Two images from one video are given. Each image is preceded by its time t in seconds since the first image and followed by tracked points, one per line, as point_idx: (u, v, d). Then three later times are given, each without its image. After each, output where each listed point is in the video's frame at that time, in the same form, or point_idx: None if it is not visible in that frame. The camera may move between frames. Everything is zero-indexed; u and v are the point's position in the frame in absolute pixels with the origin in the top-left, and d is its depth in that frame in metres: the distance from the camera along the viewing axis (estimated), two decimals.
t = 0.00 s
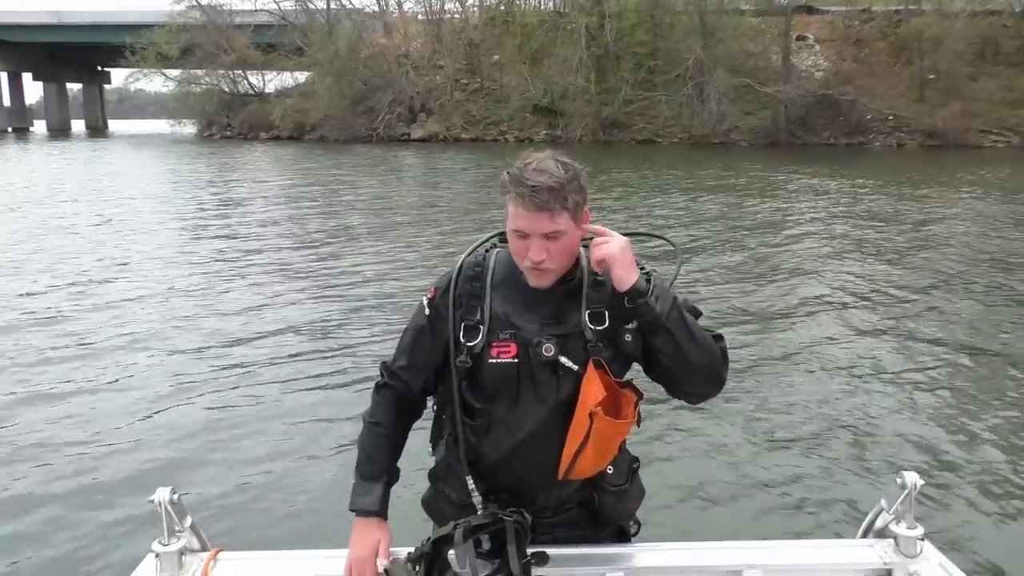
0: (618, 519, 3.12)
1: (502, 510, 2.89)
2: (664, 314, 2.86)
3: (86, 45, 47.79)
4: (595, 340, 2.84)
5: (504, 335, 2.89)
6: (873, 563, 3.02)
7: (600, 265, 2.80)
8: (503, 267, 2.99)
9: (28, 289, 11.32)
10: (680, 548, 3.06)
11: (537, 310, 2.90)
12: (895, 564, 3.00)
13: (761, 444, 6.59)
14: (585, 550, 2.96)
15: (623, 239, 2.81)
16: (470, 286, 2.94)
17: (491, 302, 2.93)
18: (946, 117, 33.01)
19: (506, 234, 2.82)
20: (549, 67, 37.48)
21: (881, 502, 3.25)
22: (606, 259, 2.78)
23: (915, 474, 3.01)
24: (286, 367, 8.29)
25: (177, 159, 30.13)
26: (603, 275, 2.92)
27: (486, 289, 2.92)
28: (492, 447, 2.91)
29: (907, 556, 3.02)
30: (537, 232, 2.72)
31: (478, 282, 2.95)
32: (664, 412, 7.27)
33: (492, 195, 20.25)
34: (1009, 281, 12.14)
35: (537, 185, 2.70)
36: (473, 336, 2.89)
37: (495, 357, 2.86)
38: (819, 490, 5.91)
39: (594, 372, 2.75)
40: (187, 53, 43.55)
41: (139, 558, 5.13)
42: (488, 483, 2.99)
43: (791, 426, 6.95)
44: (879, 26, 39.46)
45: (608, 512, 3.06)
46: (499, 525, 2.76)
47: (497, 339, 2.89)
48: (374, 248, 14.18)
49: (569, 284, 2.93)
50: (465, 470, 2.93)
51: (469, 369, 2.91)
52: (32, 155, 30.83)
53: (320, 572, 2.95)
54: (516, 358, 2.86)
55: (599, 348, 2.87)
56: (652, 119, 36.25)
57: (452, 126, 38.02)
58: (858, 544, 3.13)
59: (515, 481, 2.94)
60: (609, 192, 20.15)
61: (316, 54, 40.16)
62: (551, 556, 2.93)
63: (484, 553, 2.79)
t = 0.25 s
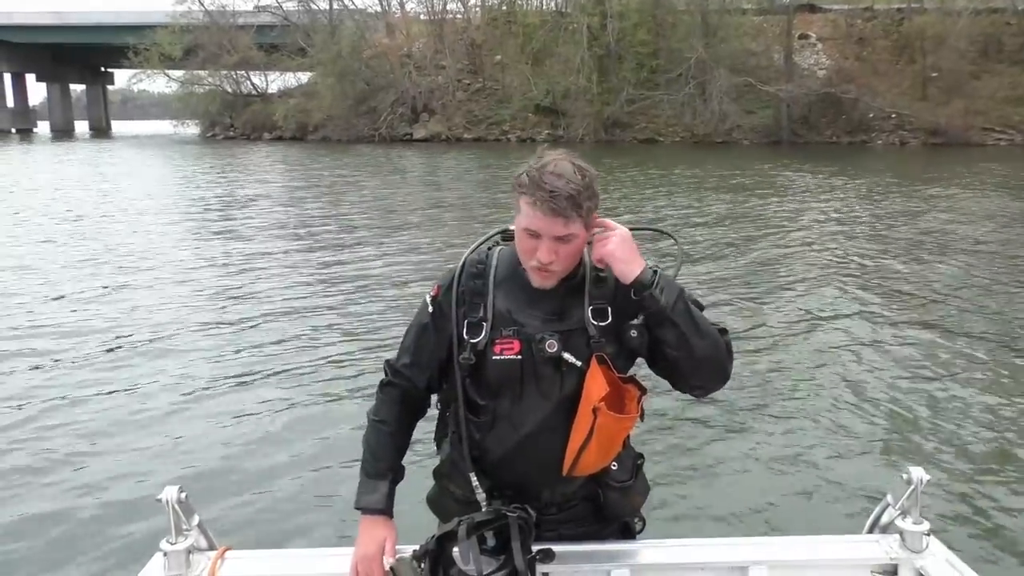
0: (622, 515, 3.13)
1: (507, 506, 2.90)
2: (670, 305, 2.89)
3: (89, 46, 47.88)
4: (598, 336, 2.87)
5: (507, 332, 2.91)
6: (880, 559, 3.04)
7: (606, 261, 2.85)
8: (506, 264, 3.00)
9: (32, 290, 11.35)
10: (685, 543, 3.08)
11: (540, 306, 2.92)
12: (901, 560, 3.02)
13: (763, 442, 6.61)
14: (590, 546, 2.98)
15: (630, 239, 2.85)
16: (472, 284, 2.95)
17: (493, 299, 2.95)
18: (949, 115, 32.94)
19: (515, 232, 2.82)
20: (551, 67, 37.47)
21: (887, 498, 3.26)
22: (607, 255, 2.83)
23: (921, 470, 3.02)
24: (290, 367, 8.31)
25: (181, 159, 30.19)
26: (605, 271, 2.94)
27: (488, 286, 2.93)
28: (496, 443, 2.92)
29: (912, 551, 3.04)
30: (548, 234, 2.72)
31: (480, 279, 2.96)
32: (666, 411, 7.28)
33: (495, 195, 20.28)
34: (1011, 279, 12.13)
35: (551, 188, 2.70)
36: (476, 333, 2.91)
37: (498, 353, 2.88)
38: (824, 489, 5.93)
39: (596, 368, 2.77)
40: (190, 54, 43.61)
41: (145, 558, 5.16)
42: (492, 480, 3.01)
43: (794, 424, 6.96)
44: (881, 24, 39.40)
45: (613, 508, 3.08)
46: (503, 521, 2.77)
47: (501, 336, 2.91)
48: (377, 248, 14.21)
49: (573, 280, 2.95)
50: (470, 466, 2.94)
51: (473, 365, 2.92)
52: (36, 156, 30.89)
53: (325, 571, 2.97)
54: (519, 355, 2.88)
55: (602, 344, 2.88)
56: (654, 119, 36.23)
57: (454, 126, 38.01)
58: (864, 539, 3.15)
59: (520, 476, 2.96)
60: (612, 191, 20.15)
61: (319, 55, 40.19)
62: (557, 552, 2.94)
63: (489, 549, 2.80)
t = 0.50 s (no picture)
0: (624, 512, 3.14)
1: (507, 503, 2.91)
2: (673, 300, 2.89)
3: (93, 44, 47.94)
4: (599, 333, 2.87)
5: (508, 328, 2.91)
6: (881, 557, 3.04)
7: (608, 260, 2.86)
8: (508, 260, 3.00)
9: (35, 287, 11.39)
10: (686, 540, 3.08)
11: (541, 302, 2.92)
12: (902, 558, 3.02)
13: (764, 444, 6.61)
14: (591, 542, 2.99)
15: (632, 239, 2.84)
16: (475, 279, 2.95)
17: (495, 295, 2.95)
18: (952, 119, 32.91)
19: (519, 230, 2.83)
20: (553, 67, 37.46)
21: (888, 496, 3.27)
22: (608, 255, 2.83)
23: (922, 469, 3.03)
24: (291, 366, 8.32)
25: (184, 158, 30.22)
26: (607, 268, 2.94)
27: (490, 282, 2.93)
28: (497, 440, 2.92)
29: (913, 550, 3.04)
30: (551, 234, 2.73)
31: (482, 275, 2.96)
32: (667, 412, 7.28)
33: (498, 196, 20.30)
34: (1013, 282, 12.12)
35: (557, 191, 2.69)
36: (477, 329, 2.91)
37: (500, 349, 2.88)
38: (826, 490, 5.93)
39: (598, 365, 2.77)
40: (194, 53, 43.66)
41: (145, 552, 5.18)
42: (493, 476, 3.01)
43: (795, 425, 6.96)
44: (885, 27, 39.36)
45: (614, 505, 3.09)
46: (504, 517, 2.78)
47: (502, 332, 2.91)
48: (379, 247, 14.22)
49: (575, 277, 2.95)
50: (470, 462, 2.95)
51: (474, 361, 2.92)
52: (40, 154, 30.92)
53: (327, 564, 2.98)
54: (521, 351, 2.88)
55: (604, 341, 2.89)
56: (657, 120, 36.22)
57: (457, 126, 38.00)
58: (866, 538, 3.15)
59: (521, 473, 2.96)
60: (615, 193, 20.16)
61: (322, 54, 40.22)
62: (558, 548, 2.95)
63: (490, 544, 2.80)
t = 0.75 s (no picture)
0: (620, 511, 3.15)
1: (504, 502, 2.91)
2: (666, 296, 2.91)
3: (90, 49, 47.96)
4: (595, 331, 2.89)
5: (504, 328, 2.92)
6: (878, 555, 3.05)
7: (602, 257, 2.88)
8: (503, 260, 3.01)
9: (33, 292, 11.41)
10: (682, 539, 3.09)
11: (536, 302, 2.94)
12: (899, 555, 3.03)
13: (763, 442, 6.62)
14: (588, 542, 3.00)
15: (624, 234, 2.87)
16: (470, 279, 2.96)
17: (490, 295, 2.96)
18: (948, 115, 32.94)
19: (514, 230, 2.84)
20: (550, 68, 37.49)
21: (884, 493, 3.28)
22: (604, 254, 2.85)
23: (918, 466, 3.04)
24: (289, 369, 8.33)
25: (183, 161, 30.23)
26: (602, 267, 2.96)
27: (486, 282, 2.95)
28: (493, 439, 2.93)
29: (910, 547, 3.06)
30: (546, 232, 2.74)
31: (478, 275, 2.97)
32: (666, 411, 7.28)
33: (496, 196, 20.33)
34: (1011, 278, 12.12)
35: (552, 190, 2.71)
36: (474, 328, 2.92)
37: (495, 349, 2.90)
38: (825, 487, 5.94)
39: (594, 363, 2.79)
40: (191, 57, 43.69)
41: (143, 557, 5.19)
42: (490, 475, 3.02)
43: (793, 423, 6.97)
44: (881, 25, 39.38)
45: (611, 503, 3.10)
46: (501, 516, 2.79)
47: (497, 332, 2.92)
48: (377, 249, 14.22)
49: (570, 276, 2.96)
50: (466, 461, 2.97)
51: (470, 361, 2.94)
52: (38, 159, 30.94)
53: (325, 565, 2.99)
54: (517, 351, 2.89)
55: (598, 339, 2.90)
56: (654, 119, 36.24)
57: (454, 127, 38.02)
58: (863, 534, 3.16)
59: (517, 472, 2.98)
60: (613, 192, 20.18)
61: (319, 57, 40.25)
62: (555, 548, 2.96)
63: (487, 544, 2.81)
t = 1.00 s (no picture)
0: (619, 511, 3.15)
1: (503, 502, 2.91)
2: (664, 293, 2.92)
3: (89, 50, 47.95)
4: (595, 332, 2.89)
5: (504, 327, 2.93)
6: (876, 556, 3.06)
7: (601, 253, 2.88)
8: (503, 259, 3.02)
9: (32, 292, 11.41)
10: (680, 540, 3.09)
11: (536, 302, 2.95)
12: (896, 556, 3.04)
13: (761, 442, 6.61)
14: (586, 543, 3.00)
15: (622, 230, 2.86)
16: (470, 279, 2.97)
17: (490, 295, 2.97)
18: (947, 115, 32.94)
19: (514, 225, 2.84)
20: (550, 68, 37.44)
21: (882, 495, 3.28)
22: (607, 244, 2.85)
23: (916, 468, 3.05)
24: (288, 369, 8.34)
25: (182, 162, 30.25)
26: (601, 268, 2.97)
27: (486, 281, 2.95)
28: (492, 438, 2.94)
29: (908, 548, 3.06)
30: (545, 226, 2.75)
31: (478, 274, 2.98)
32: (664, 411, 7.28)
33: (496, 197, 20.34)
34: (1010, 278, 12.14)
35: (552, 185, 2.71)
36: (473, 328, 2.93)
37: (495, 349, 2.90)
38: (823, 488, 5.94)
39: (593, 363, 2.79)
40: (190, 57, 43.70)
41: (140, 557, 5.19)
42: (489, 475, 3.03)
43: (792, 424, 6.97)
44: (881, 25, 39.40)
45: (609, 505, 3.10)
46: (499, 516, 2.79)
47: (497, 332, 2.93)
48: (376, 250, 14.22)
49: (569, 274, 2.97)
50: (465, 461, 2.97)
51: (469, 360, 2.94)
52: (38, 159, 30.94)
53: (322, 566, 2.99)
54: (516, 350, 2.90)
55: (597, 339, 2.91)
56: (653, 119, 36.27)
57: (453, 128, 38.01)
58: (861, 536, 3.16)
59: (517, 471, 2.98)
60: (613, 192, 20.20)
61: (319, 57, 40.28)
62: (553, 550, 2.96)
63: (486, 544, 2.80)
